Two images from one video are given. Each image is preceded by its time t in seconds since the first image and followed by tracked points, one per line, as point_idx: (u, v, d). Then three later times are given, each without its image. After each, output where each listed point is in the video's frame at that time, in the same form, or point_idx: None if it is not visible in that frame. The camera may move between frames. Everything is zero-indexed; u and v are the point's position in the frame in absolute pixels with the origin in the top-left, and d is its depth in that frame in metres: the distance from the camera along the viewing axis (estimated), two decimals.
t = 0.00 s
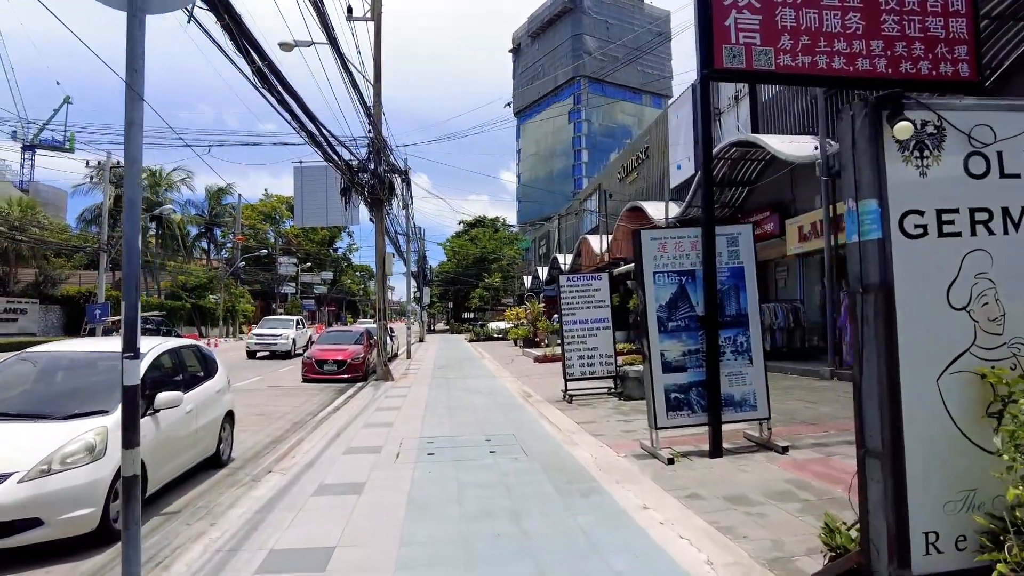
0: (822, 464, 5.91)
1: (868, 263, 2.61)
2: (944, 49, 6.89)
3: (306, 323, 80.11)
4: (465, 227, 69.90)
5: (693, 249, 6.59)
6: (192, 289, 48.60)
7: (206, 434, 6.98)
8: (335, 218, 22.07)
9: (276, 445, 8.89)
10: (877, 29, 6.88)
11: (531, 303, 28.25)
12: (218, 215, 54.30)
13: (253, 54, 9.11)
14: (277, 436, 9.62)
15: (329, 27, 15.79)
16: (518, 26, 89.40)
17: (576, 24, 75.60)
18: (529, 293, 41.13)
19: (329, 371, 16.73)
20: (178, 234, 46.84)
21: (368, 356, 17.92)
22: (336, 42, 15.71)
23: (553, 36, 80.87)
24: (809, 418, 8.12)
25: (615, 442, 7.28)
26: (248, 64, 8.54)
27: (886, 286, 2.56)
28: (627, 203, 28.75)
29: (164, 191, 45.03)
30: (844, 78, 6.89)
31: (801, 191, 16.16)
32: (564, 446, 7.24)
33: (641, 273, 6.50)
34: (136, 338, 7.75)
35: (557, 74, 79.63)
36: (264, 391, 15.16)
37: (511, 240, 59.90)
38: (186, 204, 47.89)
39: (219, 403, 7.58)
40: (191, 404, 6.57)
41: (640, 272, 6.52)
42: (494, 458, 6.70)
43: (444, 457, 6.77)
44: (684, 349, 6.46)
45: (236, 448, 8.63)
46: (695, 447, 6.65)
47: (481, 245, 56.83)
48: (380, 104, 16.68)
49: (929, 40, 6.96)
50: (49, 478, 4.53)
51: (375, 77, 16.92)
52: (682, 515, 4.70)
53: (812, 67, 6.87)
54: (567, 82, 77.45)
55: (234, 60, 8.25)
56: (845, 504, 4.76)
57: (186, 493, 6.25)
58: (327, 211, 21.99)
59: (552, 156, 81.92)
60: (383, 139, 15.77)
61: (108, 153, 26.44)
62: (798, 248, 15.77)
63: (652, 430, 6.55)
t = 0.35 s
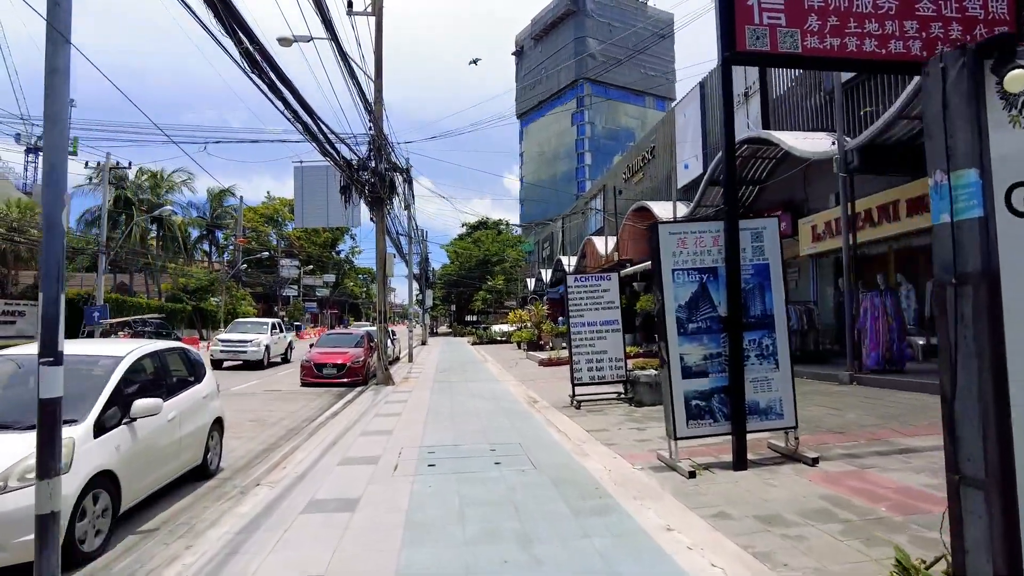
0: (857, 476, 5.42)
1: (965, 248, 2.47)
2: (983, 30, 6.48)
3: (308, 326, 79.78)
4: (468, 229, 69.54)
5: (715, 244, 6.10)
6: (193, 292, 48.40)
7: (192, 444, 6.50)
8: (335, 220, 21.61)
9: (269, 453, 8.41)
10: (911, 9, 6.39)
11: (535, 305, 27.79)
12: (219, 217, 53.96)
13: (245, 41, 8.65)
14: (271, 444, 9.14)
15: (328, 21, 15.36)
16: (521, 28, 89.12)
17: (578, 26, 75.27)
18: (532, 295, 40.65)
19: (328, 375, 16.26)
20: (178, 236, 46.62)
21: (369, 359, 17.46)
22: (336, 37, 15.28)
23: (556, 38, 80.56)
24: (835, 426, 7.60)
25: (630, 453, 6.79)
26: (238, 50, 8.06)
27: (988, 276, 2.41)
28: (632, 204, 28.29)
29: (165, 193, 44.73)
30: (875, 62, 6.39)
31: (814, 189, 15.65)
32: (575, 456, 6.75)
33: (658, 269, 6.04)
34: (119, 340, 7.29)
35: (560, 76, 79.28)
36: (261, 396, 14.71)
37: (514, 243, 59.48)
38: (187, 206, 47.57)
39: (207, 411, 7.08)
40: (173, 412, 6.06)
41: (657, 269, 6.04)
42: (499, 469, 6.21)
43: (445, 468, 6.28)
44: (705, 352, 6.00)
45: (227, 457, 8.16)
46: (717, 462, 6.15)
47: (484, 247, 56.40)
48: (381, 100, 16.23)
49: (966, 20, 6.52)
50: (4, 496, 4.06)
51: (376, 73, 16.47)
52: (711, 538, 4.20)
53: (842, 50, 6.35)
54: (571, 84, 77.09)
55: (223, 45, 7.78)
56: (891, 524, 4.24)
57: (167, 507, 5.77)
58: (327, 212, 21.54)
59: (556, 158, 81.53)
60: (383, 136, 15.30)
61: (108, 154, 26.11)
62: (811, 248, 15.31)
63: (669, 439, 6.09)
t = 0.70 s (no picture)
0: (904, 496, 4.92)
1: None
2: None
3: (311, 329, 79.40)
4: (472, 232, 69.10)
5: (743, 242, 5.63)
6: (194, 295, 48.10)
7: (177, 458, 6.03)
8: (337, 221, 21.27)
9: (263, 465, 7.93)
10: None
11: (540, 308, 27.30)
12: (221, 219, 53.62)
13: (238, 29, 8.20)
14: (266, 455, 8.67)
15: (329, 15, 14.95)
16: (525, 31, 88.85)
17: (581, 27, 74.91)
18: (537, 298, 40.17)
19: (328, 380, 15.79)
20: (180, 238, 46.33)
21: (371, 364, 16.99)
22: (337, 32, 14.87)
23: (559, 40, 80.26)
24: (868, 436, 7.08)
25: (649, 468, 6.29)
26: (229, 37, 7.62)
27: None
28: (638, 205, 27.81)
29: (166, 194, 44.44)
30: (915, 44, 5.99)
31: (829, 187, 15.16)
32: (590, 470, 6.26)
33: (682, 270, 5.57)
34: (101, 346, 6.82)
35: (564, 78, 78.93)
36: (259, 402, 14.26)
37: (518, 245, 59.06)
38: (188, 208, 47.25)
39: (195, 421, 6.58)
40: (156, 423, 5.57)
41: (681, 269, 5.57)
42: (508, 485, 5.72)
43: (450, 485, 5.80)
44: (734, 360, 5.53)
45: (217, 469, 7.70)
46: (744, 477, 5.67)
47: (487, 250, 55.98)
48: (383, 97, 15.78)
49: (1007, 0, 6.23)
50: None
51: (378, 69, 16.04)
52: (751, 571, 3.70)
53: (880, 31, 5.90)
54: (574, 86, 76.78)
55: (214, 31, 7.35)
56: (956, 556, 3.75)
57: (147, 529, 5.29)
58: (329, 214, 21.18)
59: (559, 160, 81.10)
60: (385, 133, 14.84)
61: (107, 155, 25.76)
62: (827, 248, 14.80)
63: (693, 452, 5.62)
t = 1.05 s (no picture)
0: (965, 512, 4.44)
1: None
2: None
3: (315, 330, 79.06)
4: (476, 232, 68.64)
5: (781, 233, 5.16)
6: (198, 294, 47.74)
7: (166, 466, 5.59)
8: (341, 218, 20.93)
9: (259, 473, 7.46)
10: None
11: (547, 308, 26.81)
12: (225, 219, 53.31)
13: (235, 9, 7.77)
14: (263, 461, 8.21)
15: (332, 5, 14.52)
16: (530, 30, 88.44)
17: (587, 26, 74.41)
18: (543, 298, 39.66)
19: (331, 381, 15.35)
20: (183, 237, 45.99)
21: (375, 364, 16.53)
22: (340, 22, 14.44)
23: (565, 39, 79.82)
24: (909, 444, 6.57)
25: (676, 478, 5.81)
26: (225, 16, 7.18)
27: None
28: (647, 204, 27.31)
29: (169, 193, 44.15)
30: (969, 16, 5.52)
31: (848, 183, 14.66)
32: (611, 481, 5.77)
33: (713, 263, 5.13)
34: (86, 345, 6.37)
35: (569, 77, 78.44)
36: (259, 404, 13.80)
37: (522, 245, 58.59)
38: (191, 207, 46.93)
39: (186, 425, 6.14)
40: (141, 429, 5.13)
41: (713, 262, 5.11)
42: (523, 498, 5.25)
43: (459, 498, 5.33)
44: (770, 361, 5.06)
45: (211, 477, 7.24)
46: (782, 490, 5.18)
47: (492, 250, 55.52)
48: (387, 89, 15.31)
49: None
50: None
51: (382, 61, 15.59)
52: None
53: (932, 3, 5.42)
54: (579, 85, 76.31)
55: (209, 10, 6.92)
56: None
57: (128, 545, 4.84)
58: (332, 212, 20.85)
59: (564, 160, 80.60)
60: (390, 126, 14.36)
61: (109, 152, 25.40)
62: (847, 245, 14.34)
63: (727, 461, 5.15)
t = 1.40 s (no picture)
0: None
1: None
2: None
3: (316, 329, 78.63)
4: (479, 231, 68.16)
5: (818, 220, 4.71)
6: (198, 294, 47.21)
7: (146, 475, 5.13)
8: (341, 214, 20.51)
9: (250, 480, 7.00)
10: None
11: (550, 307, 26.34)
12: (226, 217, 52.95)
13: None
14: (256, 466, 7.75)
15: None
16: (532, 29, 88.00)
17: (589, 24, 73.90)
18: (546, 298, 39.18)
19: (330, 381, 14.89)
20: (183, 236, 45.59)
21: (375, 364, 16.09)
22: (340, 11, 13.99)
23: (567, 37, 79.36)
24: (949, 450, 6.09)
25: (701, 489, 5.34)
26: None
27: None
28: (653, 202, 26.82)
29: (169, 191, 43.80)
30: None
31: (864, 177, 14.20)
32: (629, 492, 5.31)
33: (744, 253, 4.66)
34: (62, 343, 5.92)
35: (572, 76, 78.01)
36: (256, 405, 13.35)
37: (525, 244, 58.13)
38: (191, 205, 46.55)
39: (169, 430, 5.67)
40: (115, 435, 4.68)
41: (743, 252, 4.65)
42: (534, 512, 4.79)
43: (465, 511, 4.88)
44: (806, 360, 4.60)
45: (199, 484, 6.79)
46: (819, 503, 4.71)
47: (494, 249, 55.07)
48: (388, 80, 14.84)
49: None
50: None
51: (383, 51, 15.12)
52: None
53: None
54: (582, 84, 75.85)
55: None
56: None
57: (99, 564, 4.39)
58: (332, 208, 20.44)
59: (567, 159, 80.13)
60: (390, 118, 13.89)
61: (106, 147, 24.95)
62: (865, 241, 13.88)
63: (757, 471, 4.69)
